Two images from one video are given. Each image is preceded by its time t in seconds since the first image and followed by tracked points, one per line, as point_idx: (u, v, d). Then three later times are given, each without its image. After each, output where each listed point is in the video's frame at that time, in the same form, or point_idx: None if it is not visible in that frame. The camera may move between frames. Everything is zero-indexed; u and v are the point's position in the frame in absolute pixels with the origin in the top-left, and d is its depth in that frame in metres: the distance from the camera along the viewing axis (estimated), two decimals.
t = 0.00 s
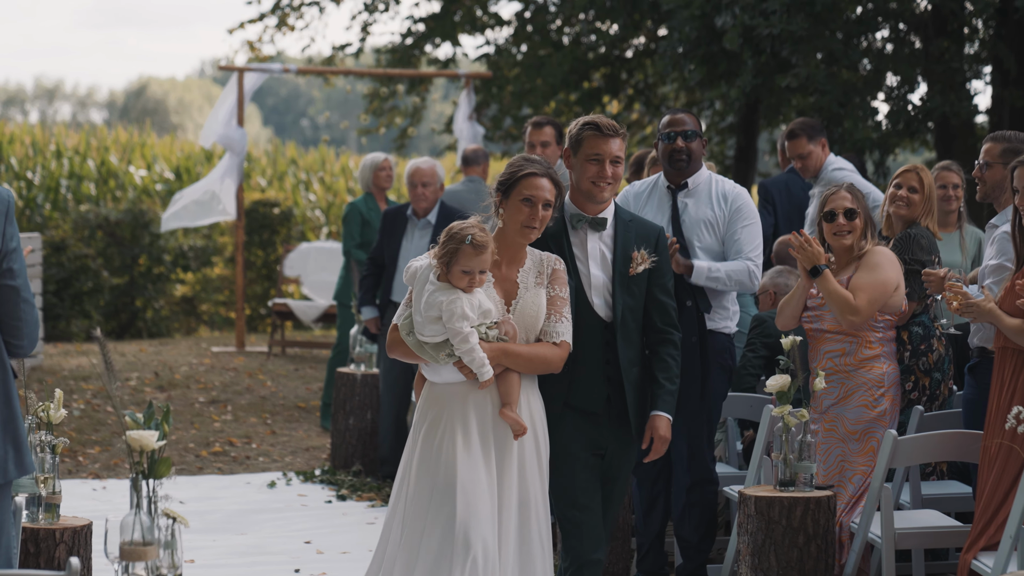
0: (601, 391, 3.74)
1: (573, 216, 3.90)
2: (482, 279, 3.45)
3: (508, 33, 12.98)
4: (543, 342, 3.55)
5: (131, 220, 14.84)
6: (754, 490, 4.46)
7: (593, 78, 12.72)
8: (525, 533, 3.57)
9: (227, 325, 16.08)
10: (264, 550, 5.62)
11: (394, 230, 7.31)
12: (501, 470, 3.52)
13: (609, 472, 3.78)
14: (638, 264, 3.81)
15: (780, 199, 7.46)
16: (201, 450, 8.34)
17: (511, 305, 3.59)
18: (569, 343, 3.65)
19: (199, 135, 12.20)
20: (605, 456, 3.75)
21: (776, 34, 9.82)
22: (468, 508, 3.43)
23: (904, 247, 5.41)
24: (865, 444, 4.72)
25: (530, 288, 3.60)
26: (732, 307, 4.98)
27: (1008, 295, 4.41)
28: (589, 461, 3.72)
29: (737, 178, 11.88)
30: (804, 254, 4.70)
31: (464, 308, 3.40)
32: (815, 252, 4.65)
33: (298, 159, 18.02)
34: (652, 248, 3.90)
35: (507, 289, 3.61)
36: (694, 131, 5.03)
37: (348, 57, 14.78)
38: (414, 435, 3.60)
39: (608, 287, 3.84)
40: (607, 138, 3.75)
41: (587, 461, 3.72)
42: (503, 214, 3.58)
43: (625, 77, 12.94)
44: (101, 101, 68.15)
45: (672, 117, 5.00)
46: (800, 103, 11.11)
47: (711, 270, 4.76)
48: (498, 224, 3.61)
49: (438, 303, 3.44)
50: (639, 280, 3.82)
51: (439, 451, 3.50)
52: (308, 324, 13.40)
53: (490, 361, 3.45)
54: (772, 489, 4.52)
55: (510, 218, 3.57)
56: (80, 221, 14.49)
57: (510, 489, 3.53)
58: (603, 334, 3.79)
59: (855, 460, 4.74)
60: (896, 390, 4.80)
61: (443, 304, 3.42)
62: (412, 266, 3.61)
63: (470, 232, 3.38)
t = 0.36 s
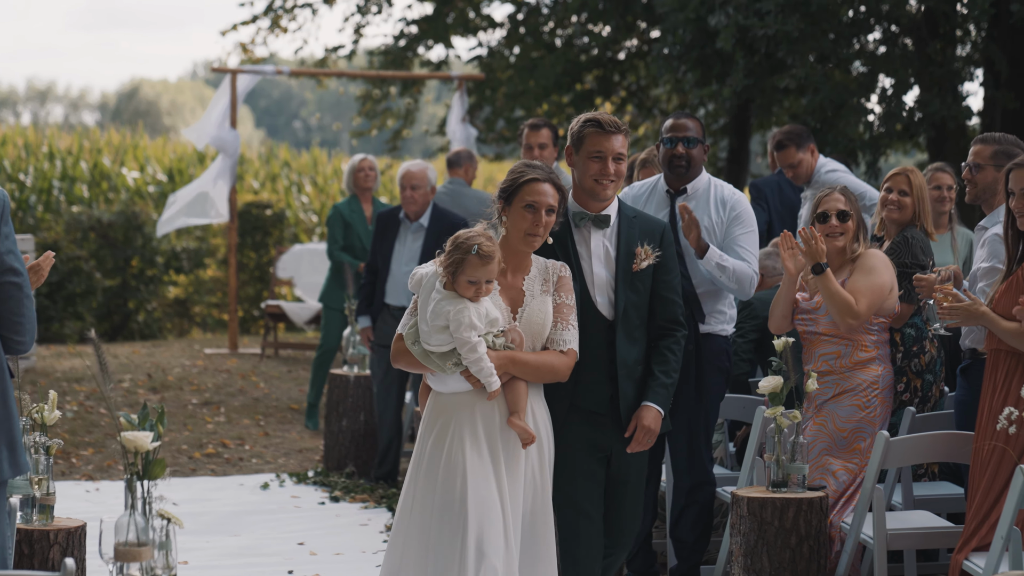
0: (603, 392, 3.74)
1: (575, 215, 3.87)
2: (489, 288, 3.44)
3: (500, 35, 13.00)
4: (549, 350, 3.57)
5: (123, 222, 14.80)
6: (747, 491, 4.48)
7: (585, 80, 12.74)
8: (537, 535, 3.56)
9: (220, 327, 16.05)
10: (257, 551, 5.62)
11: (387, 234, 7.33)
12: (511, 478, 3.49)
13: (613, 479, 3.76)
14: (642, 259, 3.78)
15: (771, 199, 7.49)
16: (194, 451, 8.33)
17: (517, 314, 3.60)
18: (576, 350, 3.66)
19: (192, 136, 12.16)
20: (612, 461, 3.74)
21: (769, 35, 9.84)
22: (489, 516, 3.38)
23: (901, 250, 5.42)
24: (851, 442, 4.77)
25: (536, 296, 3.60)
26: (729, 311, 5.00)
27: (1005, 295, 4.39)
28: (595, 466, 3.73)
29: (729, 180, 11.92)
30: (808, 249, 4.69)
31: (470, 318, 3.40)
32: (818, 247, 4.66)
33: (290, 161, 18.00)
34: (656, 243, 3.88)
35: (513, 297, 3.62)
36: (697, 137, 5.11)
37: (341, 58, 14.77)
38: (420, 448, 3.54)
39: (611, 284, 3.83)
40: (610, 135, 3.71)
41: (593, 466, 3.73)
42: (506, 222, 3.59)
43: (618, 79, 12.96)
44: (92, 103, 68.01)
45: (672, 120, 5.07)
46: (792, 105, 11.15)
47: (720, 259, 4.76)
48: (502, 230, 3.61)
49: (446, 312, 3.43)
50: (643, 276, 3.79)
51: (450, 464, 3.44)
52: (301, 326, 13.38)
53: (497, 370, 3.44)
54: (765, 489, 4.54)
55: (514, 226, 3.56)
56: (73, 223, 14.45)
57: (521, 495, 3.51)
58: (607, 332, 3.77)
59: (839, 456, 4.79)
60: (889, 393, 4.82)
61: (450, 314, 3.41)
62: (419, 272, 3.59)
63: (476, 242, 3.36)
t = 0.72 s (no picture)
0: (596, 401, 3.74)
1: (572, 219, 3.86)
2: (481, 297, 3.42)
3: (481, 40, 13.05)
4: (542, 359, 3.55)
5: (105, 227, 14.72)
6: (728, 495, 4.50)
7: (566, 85, 12.79)
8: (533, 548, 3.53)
9: (201, 332, 15.98)
10: (238, 555, 5.60)
11: (369, 239, 7.31)
12: (506, 490, 3.47)
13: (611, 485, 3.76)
14: (638, 266, 3.79)
15: (751, 202, 7.54)
16: (176, 456, 8.30)
17: (510, 322, 3.57)
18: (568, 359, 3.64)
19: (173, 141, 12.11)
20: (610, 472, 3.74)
21: (750, 39, 9.91)
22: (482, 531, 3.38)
23: (883, 256, 5.46)
24: (821, 437, 4.82)
25: (528, 305, 3.58)
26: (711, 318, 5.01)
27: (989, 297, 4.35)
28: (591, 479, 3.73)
29: (711, 184, 11.97)
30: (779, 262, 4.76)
31: (463, 326, 3.38)
32: (790, 260, 4.73)
33: (272, 166, 17.96)
34: (652, 251, 3.89)
35: (505, 306, 3.59)
36: (682, 143, 5.17)
37: (322, 63, 14.76)
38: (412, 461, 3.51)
39: (607, 292, 3.82)
40: (605, 141, 3.73)
41: (589, 479, 3.73)
42: (496, 230, 3.58)
43: (599, 83, 13.00)
44: (72, 108, 67.67)
45: (658, 126, 5.15)
46: (772, 110, 11.22)
47: (693, 280, 4.86)
48: (491, 239, 3.60)
49: (438, 319, 3.41)
50: (639, 284, 3.81)
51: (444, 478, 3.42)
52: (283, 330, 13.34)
53: (489, 378, 3.43)
54: (746, 493, 4.57)
55: (503, 233, 3.56)
56: (54, 228, 14.36)
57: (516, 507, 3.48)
58: (601, 339, 3.78)
59: (806, 450, 4.84)
60: (866, 396, 4.85)
61: (442, 320, 3.39)
62: (409, 281, 3.57)
63: (469, 250, 3.34)
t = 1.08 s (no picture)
0: (594, 402, 3.70)
1: (577, 218, 3.82)
2: (478, 291, 3.41)
3: (464, 37, 13.05)
4: (538, 353, 3.53)
5: (87, 224, 14.64)
6: (713, 492, 4.52)
7: (549, 82, 12.80)
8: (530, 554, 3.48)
9: (184, 329, 15.90)
10: (222, 553, 5.58)
11: (354, 237, 7.32)
12: (501, 490, 3.46)
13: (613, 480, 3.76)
14: (642, 268, 3.76)
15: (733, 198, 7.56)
16: (160, 453, 8.25)
17: (505, 313, 3.56)
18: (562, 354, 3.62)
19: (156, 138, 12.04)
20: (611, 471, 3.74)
21: (734, 37, 9.95)
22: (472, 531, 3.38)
23: (863, 254, 5.55)
24: (799, 432, 4.85)
25: (523, 298, 3.57)
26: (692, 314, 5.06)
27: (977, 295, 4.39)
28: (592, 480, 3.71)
29: (694, 181, 12.01)
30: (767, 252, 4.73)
31: (461, 322, 3.37)
32: (777, 251, 4.70)
33: (255, 164, 17.90)
34: (656, 252, 3.86)
35: (500, 300, 3.58)
36: (668, 138, 5.19)
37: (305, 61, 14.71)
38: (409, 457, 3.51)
39: (609, 292, 3.80)
40: (606, 142, 3.65)
41: (588, 479, 3.71)
42: (490, 222, 3.56)
43: (582, 81, 13.01)
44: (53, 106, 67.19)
45: (644, 120, 5.17)
46: (755, 108, 11.26)
47: (687, 264, 4.88)
48: (487, 231, 3.57)
49: (435, 316, 3.40)
50: (642, 285, 3.78)
51: (437, 477, 3.41)
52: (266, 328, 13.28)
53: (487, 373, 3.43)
54: (730, 489, 4.59)
55: (499, 223, 3.53)
56: (36, 226, 14.26)
57: (511, 509, 3.45)
58: (601, 340, 3.77)
59: (786, 444, 4.88)
60: (849, 393, 4.88)
61: (440, 317, 3.38)
62: (403, 274, 3.55)
63: (465, 245, 3.32)
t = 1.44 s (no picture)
0: (566, 415, 3.61)
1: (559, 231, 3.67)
2: (449, 297, 3.41)
3: (418, 41, 13.06)
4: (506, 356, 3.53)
5: (39, 229, 14.46)
6: (669, 495, 4.56)
7: (502, 87, 12.84)
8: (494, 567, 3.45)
9: (137, 335, 15.69)
10: (178, 558, 5.52)
11: (311, 243, 7.26)
12: (469, 498, 3.45)
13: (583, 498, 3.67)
14: (619, 284, 3.60)
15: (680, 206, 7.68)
16: (114, 459, 8.14)
17: (473, 316, 3.55)
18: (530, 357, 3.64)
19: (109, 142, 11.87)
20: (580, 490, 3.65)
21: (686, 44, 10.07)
22: (435, 536, 3.38)
23: (819, 258, 5.66)
24: (747, 435, 4.93)
25: (489, 301, 3.55)
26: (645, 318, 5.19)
27: (938, 299, 4.48)
28: (564, 496, 3.62)
29: (650, 186, 12.10)
30: (714, 266, 4.80)
31: (433, 329, 3.37)
32: (725, 265, 4.76)
33: (208, 168, 17.73)
34: (641, 271, 3.68)
35: (468, 303, 3.55)
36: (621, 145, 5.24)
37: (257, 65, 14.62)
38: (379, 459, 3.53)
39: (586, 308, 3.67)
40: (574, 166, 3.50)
41: (563, 495, 3.62)
42: (458, 225, 3.55)
43: (535, 86, 13.07)
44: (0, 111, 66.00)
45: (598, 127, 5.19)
46: (708, 114, 11.39)
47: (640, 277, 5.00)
48: (454, 235, 3.56)
49: (407, 324, 3.39)
50: (618, 301, 3.64)
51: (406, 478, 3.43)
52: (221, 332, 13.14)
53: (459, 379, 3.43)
54: (686, 493, 4.64)
55: (467, 226, 3.54)
56: None
57: (478, 518, 3.44)
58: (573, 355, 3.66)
59: (735, 447, 4.95)
60: (796, 397, 4.95)
61: (412, 326, 3.38)
62: (372, 279, 3.54)
63: (434, 255, 3.32)
